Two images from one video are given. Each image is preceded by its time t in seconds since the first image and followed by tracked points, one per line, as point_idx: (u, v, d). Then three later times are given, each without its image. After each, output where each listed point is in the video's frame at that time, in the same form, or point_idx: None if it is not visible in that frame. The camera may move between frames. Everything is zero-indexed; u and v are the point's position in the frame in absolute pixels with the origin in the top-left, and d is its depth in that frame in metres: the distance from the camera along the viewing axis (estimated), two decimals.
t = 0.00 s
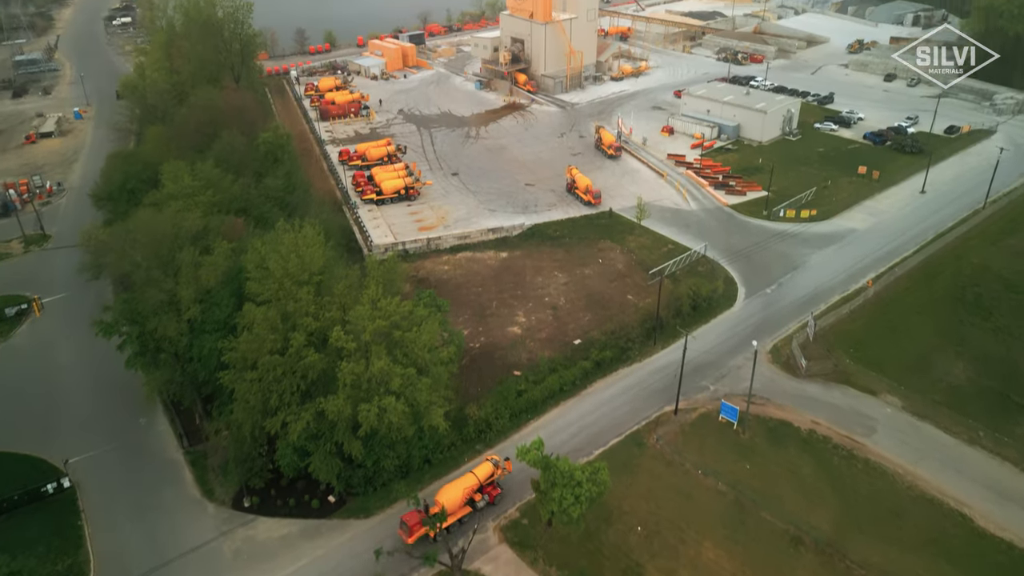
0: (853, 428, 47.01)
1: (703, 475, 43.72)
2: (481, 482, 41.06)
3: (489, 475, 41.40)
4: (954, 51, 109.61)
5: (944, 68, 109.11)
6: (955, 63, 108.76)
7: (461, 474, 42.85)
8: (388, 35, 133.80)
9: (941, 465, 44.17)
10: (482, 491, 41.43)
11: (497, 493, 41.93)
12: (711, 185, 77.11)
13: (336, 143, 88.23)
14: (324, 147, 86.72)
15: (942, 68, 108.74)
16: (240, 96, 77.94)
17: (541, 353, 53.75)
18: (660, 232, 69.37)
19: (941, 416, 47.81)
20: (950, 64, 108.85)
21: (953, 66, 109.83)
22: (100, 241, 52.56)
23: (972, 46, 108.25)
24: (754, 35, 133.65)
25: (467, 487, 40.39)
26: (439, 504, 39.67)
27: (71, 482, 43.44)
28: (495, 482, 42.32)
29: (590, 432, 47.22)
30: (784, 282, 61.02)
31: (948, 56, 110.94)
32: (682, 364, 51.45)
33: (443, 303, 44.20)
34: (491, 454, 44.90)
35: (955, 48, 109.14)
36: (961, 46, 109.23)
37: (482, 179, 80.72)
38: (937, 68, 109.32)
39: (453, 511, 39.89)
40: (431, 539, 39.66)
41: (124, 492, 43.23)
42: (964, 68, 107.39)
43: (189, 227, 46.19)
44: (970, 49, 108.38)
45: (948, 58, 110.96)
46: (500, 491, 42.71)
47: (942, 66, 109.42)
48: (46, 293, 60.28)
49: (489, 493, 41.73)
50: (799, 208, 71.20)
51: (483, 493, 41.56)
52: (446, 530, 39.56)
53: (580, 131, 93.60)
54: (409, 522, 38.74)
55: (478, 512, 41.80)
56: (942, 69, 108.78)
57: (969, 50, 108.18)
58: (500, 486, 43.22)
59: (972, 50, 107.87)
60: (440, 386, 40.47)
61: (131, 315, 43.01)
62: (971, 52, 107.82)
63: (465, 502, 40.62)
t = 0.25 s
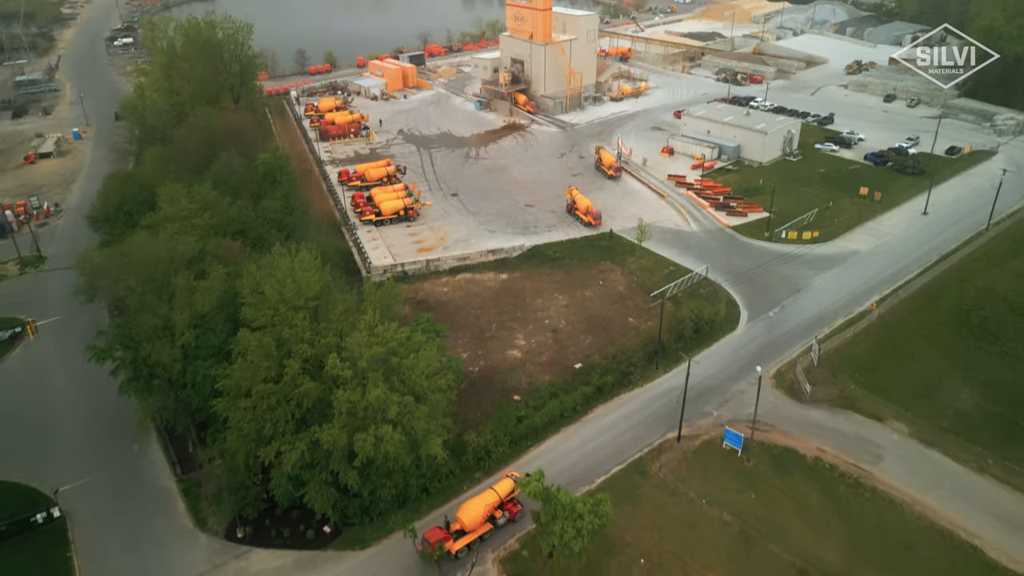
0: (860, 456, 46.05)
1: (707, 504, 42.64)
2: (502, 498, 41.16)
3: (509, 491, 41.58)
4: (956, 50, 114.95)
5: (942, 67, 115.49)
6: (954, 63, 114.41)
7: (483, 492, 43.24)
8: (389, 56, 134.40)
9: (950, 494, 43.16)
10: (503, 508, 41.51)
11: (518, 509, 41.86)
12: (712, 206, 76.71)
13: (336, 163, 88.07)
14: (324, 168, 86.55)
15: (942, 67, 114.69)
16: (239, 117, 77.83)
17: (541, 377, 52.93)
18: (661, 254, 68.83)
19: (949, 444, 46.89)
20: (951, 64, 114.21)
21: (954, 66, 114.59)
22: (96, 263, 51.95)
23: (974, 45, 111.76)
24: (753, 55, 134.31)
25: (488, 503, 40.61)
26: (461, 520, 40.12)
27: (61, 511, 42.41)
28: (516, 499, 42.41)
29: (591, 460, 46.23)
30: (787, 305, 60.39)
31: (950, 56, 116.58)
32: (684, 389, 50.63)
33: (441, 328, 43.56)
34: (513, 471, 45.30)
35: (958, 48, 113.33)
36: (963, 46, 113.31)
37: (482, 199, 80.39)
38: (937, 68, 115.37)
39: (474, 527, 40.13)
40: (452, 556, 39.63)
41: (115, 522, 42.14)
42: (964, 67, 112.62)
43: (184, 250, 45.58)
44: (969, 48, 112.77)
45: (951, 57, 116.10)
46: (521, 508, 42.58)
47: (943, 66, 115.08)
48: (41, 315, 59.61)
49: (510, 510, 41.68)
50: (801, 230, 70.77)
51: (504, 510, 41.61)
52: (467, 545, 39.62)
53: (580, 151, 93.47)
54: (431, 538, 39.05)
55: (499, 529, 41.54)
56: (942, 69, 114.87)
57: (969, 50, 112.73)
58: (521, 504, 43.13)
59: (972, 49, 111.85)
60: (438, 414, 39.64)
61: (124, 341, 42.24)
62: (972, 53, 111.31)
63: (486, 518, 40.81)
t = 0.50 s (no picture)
0: (867, 484, 45.01)
1: (711, 534, 41.51)
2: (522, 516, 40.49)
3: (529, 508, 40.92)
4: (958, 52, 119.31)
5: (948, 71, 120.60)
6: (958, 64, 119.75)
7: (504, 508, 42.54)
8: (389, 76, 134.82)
9: (961, 524, 42.05)
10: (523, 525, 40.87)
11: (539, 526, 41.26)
12: (713, 227, 76.17)
13: (335, 184, 87.76)
14: (323, 188, 86.25)
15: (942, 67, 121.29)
16: (238, 137, 77.59)
17: (541, 402, 52.01)
18: (662, 275, 68.16)
19: (958, 472, 45.86)
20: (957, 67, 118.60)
21: (959, 68, 117.86)
22: (90, 287, 51.27)
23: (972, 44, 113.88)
24: (752, 75, 134.69)
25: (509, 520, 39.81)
26: (482, 537, 39.33)
27: (50, 542, 41.34)
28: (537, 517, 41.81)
29: (593, 488, 45.22)
30: (791, 327, 59.67)
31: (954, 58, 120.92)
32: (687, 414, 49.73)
33: (439, 354, 42.79)
34: (533, 488, 44.92)
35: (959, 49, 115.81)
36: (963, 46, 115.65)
37: (482, 220, 79.93)
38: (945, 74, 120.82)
39: (495, 545, 39.36)
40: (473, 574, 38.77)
41: (105, 553, 41.04)
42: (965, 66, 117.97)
43: (179, 274, 44.92)
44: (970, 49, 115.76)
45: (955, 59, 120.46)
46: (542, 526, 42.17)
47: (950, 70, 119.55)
48: (34, 339, 58.87)
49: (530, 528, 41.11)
50: (803, 251, 70.21)
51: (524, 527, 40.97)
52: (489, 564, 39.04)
53: (580, 171, 93.22)
54: (452, 555, 38.08)
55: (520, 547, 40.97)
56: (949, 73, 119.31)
57: (969, 50, 115.83)
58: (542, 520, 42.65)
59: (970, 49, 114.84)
60: (435, 443, 38.70)
61: (116, 367, 41.43)
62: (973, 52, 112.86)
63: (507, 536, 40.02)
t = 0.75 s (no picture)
0: (876, 513, 43.85)
1: (717, 566, 40.31)
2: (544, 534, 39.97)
3: (550, 526, 40.46)
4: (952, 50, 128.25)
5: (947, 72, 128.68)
6: (953, 63, 128.26)
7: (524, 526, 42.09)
8: (389, 96, 135.05)
9: (973, 555, 40.82)
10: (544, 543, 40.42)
11: (558, 546, 40.84)
12: (715, 248, 75.59)
13: (334, 203, 87.33)
14: (321, 208, 85.82)
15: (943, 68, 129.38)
16: (237, 158, 77.28)
17: (541, 427, 51.04)
18: (664, 297, 67.44)
19: (968, 500, 44.73)
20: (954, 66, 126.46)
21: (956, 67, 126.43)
22: (83, 309, 50.51)
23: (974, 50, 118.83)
24: (751, 95, 135.00)
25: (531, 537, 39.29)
26: (503, 555, 38.61)
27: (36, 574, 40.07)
28: (557, 535, 41.41)
29: (595, 517, 44.14)
30: (795, 351, 58.85)
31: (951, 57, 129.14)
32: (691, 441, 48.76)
33: (438, 380, 41.95)
34: (553, 505, 44.75)
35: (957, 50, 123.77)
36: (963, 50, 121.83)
37: (482, 240, 79.37)
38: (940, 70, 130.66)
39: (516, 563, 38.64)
40: None
41: None
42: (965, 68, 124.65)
43: (173, 298, 44.18)
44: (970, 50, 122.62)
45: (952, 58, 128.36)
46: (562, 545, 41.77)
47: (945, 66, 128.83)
48: (27, 362, 57.98)
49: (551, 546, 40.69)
50: (805, 272, 69.56)
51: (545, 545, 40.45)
52: None
53: (580, 191, 92.85)
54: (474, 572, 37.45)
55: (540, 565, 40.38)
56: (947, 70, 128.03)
57: (967, 50, 122.79)
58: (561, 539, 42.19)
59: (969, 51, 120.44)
60: (433, 473, 37.68)
61: (106, 394, 40.49)
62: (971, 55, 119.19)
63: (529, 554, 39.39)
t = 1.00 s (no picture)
0: (885, 542, 42.65)
1: None
2: (563, 551, 39.48)
3: (570, 544, 39.91)
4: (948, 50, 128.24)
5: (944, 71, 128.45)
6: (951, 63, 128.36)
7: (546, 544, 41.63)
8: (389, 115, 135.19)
9: None
10: (564, 560, 39.69)
11: (578, 563, 39.86)
12: (716, 268, 74.97)
13: (333, 223, 86.83)
14: (320, 228, 85.34)
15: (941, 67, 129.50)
16: (235, 178, 76.94)
17: (542, 453, 50.04)
18: (666, 318, 66.66)
19: (979, 529, 43.59)
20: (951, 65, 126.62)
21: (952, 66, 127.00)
22: (76, 332, 49.72)
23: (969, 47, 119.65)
24: (751, 114, 135.14)
25: (551, 555, 39.02)
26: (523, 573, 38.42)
27: None
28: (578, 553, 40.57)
29: (597, 547, 43.01)
30: (799, 373, 57.96)
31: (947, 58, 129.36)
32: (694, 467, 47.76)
33: (436, 407, 41.06)
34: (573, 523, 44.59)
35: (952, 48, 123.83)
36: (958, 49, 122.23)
37: (482, 260, 78.72)
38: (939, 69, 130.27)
39: None
40: None
41: None
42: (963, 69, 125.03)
43: (166, 322, 43.39)
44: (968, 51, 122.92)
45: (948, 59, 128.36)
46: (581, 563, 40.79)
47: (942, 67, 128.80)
48: (19, 385, 57.04)
49: (570, 564, 39.83)
50: (808, 293, 68.83)
51: (565, 563, 39.77)
52: None
53: (580, 210, 92.39)
54: None
55: None
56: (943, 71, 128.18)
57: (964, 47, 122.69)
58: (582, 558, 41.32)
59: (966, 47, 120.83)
60: (429, 503, 36.61)
61: (97, 421, 39.57)
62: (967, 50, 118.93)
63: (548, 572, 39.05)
